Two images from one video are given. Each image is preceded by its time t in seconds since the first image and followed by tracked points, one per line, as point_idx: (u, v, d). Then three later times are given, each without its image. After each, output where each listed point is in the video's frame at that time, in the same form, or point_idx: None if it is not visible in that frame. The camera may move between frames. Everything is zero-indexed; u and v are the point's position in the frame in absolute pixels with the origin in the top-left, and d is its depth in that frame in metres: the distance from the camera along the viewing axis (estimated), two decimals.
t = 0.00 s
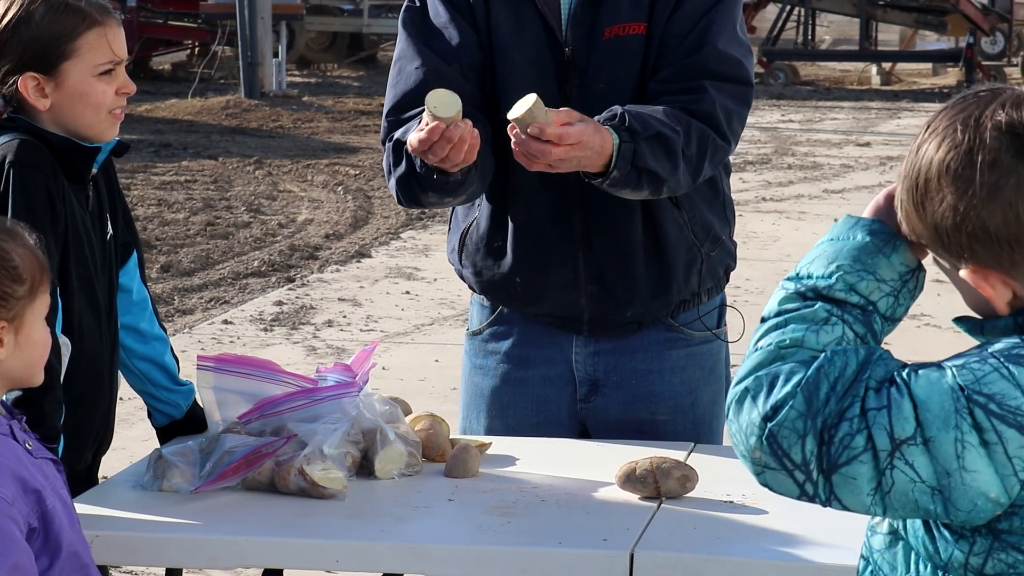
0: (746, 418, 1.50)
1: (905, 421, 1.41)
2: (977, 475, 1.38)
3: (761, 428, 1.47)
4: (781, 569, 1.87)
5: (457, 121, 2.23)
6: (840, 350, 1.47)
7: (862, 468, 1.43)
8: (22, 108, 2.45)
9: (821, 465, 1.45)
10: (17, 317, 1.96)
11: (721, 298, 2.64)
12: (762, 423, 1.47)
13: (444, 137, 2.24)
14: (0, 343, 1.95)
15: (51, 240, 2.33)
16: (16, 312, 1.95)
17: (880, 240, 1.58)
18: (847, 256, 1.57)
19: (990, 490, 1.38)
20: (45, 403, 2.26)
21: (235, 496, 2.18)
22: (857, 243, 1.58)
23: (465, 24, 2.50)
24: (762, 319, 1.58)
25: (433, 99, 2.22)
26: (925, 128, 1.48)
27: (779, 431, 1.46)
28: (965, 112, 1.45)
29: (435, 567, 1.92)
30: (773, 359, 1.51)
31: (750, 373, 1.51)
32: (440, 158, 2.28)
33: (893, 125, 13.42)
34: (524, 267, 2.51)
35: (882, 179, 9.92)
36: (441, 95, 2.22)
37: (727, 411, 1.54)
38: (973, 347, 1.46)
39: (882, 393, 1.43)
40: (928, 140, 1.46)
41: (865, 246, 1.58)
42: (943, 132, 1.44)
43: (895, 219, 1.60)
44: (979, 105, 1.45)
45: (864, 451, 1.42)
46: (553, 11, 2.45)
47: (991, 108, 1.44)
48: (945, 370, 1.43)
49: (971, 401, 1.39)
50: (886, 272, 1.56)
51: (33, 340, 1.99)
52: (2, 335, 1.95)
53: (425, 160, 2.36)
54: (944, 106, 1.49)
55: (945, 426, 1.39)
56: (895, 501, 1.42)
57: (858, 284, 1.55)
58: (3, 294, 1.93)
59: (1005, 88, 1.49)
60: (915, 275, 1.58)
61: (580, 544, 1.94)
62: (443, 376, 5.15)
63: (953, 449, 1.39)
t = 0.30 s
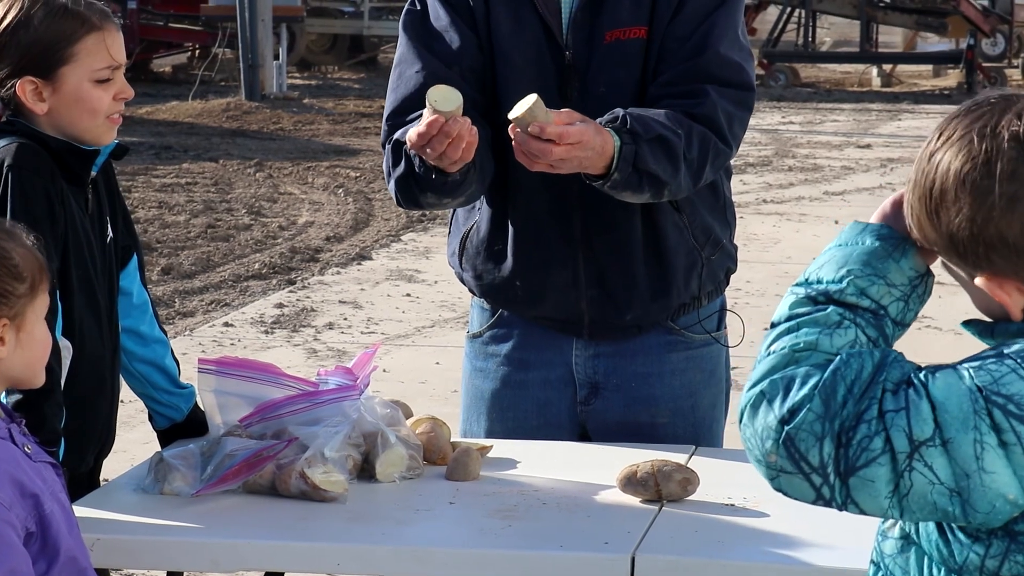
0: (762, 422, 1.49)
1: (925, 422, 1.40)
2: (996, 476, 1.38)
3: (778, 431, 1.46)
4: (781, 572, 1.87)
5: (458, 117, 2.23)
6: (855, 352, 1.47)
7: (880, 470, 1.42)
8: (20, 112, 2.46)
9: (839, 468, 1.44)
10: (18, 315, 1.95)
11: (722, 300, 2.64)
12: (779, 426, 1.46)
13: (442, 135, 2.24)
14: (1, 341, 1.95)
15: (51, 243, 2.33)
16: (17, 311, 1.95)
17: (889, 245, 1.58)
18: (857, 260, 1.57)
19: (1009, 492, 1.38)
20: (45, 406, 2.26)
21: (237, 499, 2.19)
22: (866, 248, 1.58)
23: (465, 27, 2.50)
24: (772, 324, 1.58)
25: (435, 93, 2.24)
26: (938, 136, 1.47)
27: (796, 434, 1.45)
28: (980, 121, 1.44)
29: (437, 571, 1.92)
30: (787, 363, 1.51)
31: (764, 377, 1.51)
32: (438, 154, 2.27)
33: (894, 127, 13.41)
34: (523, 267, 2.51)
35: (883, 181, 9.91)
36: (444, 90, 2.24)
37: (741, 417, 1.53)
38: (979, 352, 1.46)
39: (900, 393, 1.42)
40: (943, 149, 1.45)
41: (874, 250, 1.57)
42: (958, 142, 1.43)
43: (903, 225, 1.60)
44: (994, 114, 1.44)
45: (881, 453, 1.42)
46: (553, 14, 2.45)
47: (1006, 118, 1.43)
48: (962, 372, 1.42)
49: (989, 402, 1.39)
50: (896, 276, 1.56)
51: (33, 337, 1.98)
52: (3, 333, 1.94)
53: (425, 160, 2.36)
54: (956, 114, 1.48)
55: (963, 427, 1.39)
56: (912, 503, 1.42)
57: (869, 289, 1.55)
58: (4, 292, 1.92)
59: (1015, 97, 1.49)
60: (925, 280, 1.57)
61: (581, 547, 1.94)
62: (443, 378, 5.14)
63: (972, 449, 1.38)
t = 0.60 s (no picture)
0: (780, 432, 1.47)
1: (947, 429, 1.40)
2: (1017, 484, 1.38)
3: (797, 441, 1.45)
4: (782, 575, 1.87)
5: (459, 123, 2.23)
6: (873, 360, 1.46)
7: (900, 479, 1.41)
8: (22, 115, 2.46)
9: (860, 477, 1.43)
10: (16, 323, 1.94)
11: (724, 303, 2.64)
12: (798, 435, 1.45)
13: (443, 140, 2.24)
14: None
15: (53, 246, 2.33)
16: (16, 319, 1.94)
17: (901, 254, 1.57)
18: (870, 269, 1.56)
19: None
20: (47, 410, 2.26)
21: (238, 502, 2.19)
22: (878, 257, 1.57)
23: (467, 31, 2.50)
24: (786, 333, 1.56)
25: (437, 98, 2.23)
26: (950, 144, 1.46)
27: (816, 443, 1.44)
28: (994, 128, 1.43)
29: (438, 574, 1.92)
30: (803, 371, 1.49)
31: (782, 386, 1.49)
32: (439, 159, 2.28)
33: (895, 130, 13.41)
34: (525, 271, 2.51)
35: (884, 184, 9.91)
36: (446, 96, 2.24)
37: (756, 426, 1.51)
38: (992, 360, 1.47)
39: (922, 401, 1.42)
40: (955, 157, 1.44)
41: (886, 259, 1.57)
42: (972, 150, 1.43)
43: (913, 233, 1.60)
44: (1007, 121, 1.44)
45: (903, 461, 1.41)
46: (555, 18, 2.45)
47: (1019, 125, 1.43)
48: (981, 378, 1.43)
49: (1010, 411, 1.40)
50: (908, 285, 1.56)
51: (31, 349, 1.97)
52: None
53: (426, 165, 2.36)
54: (969, 122, 1.47)
55: (985, 434, 1.39)
56: (933, 512, 1.41)
57: (882, 297, 1.55)
58: (3, 299, 1.91)
59: None
60: (936, 289, 1.57)
61: (584, 551, 1.94)
62: (445, 381, 5.14)
63: (994, 457, 1.39)
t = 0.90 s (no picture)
0: (794, 442, 1.47)
1: (963, 436, 1.40)
2: None
3: (811, 451, 1.45)
4: None
5: (459, 128, 2.23)
6: (884, 368, 1.47)
7: (917, 486, 1.42)
8: (25, 117, 2.46)
9: (876, 485, 1.43)
10: (15, 327, 1.94)
11: (726, 306, 2.63)
12: (813, 445, 1.45)
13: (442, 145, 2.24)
14: None
15: (56, 249, 2.33)
16: (15, 323, 1.93)
17: (905, 264, 1.57)
18: (875, 279, 1.57)
19: None
20: (49, 414, 2.26)
21: (241, 505, 2.19)
22: (882, 267, 1.58)
23: (469, 35, 2.50)
24: (793, 345, 1.56)
25: (437, 102, 2.23)
26: (953, 147, 1.47)
27: (831, 453, 1.44)
28: (999, 128, 1.44)
29: None
30: (815, 381, 1.49)
31: (793, 396, 1.49)
32: (438, 163, 2.27)
33: (896, 133, 13.41)
34: (529, 276, 2.52)
35: (886, 187, 9.90)
36: (447, 100, 2.23)
37: (767, 436, 1.51)
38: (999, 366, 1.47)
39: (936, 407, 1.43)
40: (960, 158, 1.45)
41: (891, 269, 1.57)
42: (977, 149, 1.44)
43: (915, 244, 1.60)
44: (1011, 121, 1.45)
45: (919, 469, 1.41)
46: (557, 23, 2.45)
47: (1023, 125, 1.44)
48: (994, 384, 1.43)
49: None
50: (914, 295, 1.56)
51: (30, 353, 1.97)
52: None
53: (425, 170, 2.36)
54: (971, 124, 1.49)
55: (1000, 440, 1.39)
56: (949, 519, 1.42)
57: (889, 307, 1.55)
58: (2, 303, 1.91)
59: None
60: (940, 299, 1.57)
61: (585, 553, 1.94)
62: (446, 384, 5.14)
63: (1010, 461, 1.39)
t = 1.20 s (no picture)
0: (797, 456, 1.47)
1: (965, 445, 1.40)
2: None
3: (815, 465, 1.45)
4: None
5: (459, 137, 2.23)
6: (885, 379, 1.46)
7: (921, 496, 1.41)
8: (28, 119, 2.46)
9: (881, 496, 1.43)
10: (17, 330, 1.94)
11: (727, 310, 2.63)
12: (816, 459, 1.45)
13: (440, 154, 2.24)
14: None
15: (59, 252, 2.33)
16: (17, 325, 1.93)
17: (904, 272, 1.57)
18: (874, 288, 1.56)
19: None
20: (50, 418, 2.26)
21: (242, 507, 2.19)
22: (882, 276, 1.57)
23: (470, 40, 2.50)
24: (794, 357, 1.56)
25: (440, 110, 2.23)
26: (953, 153, 1.47)
27: (834, 466, 1.43)
28: (998, 135, 1.45)
29: None
30: (816, 395, 1.49)
31: (795, 410, 1.49)
32: (436, 171, 2.27)
33: (898, 135, 13.41)
34: (529, 283, 2.51)
35: (887, 189, 9.90)
36: (449, 109, 2.24)
37: (771, 451, 1.51)
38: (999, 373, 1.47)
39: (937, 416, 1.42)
40: (960, 165, 1.45)
41: (891, 278, 1.57)
42: (977, 156, 1.44)
43: (916, 252, 1.60)
44: (1010, 127, 1.45)
45: (923, 478, 1.41)
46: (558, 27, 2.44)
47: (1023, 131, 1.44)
48: (995, 392, 1.43)
49: None
50: (914, 303, 1.56)
51: (33, 355, 1.97)
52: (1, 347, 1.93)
53: (423, 176, 2.37)
54: (970, 131, 1.49)
55: (1003, 447, 1.39)
56: (954, 527, 1.42)
57: (889, 316, 1.55)
58: (4, 306, 1.91)
59: None
60: (941, 305, 1.57)
61: (587, 555, 1.93)
62: (448, 386, 5.14)
63: (1013, 469, 1.39)
